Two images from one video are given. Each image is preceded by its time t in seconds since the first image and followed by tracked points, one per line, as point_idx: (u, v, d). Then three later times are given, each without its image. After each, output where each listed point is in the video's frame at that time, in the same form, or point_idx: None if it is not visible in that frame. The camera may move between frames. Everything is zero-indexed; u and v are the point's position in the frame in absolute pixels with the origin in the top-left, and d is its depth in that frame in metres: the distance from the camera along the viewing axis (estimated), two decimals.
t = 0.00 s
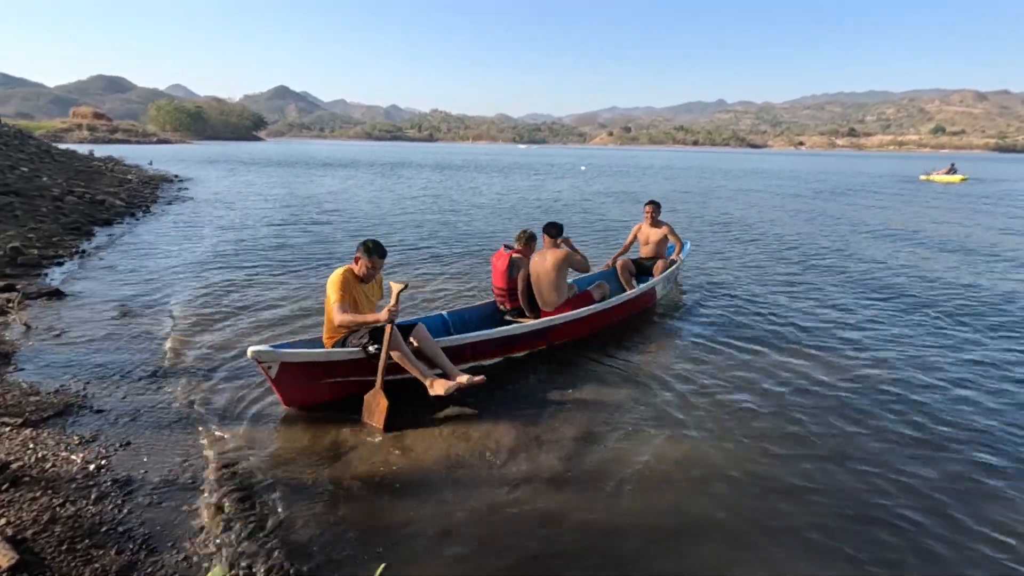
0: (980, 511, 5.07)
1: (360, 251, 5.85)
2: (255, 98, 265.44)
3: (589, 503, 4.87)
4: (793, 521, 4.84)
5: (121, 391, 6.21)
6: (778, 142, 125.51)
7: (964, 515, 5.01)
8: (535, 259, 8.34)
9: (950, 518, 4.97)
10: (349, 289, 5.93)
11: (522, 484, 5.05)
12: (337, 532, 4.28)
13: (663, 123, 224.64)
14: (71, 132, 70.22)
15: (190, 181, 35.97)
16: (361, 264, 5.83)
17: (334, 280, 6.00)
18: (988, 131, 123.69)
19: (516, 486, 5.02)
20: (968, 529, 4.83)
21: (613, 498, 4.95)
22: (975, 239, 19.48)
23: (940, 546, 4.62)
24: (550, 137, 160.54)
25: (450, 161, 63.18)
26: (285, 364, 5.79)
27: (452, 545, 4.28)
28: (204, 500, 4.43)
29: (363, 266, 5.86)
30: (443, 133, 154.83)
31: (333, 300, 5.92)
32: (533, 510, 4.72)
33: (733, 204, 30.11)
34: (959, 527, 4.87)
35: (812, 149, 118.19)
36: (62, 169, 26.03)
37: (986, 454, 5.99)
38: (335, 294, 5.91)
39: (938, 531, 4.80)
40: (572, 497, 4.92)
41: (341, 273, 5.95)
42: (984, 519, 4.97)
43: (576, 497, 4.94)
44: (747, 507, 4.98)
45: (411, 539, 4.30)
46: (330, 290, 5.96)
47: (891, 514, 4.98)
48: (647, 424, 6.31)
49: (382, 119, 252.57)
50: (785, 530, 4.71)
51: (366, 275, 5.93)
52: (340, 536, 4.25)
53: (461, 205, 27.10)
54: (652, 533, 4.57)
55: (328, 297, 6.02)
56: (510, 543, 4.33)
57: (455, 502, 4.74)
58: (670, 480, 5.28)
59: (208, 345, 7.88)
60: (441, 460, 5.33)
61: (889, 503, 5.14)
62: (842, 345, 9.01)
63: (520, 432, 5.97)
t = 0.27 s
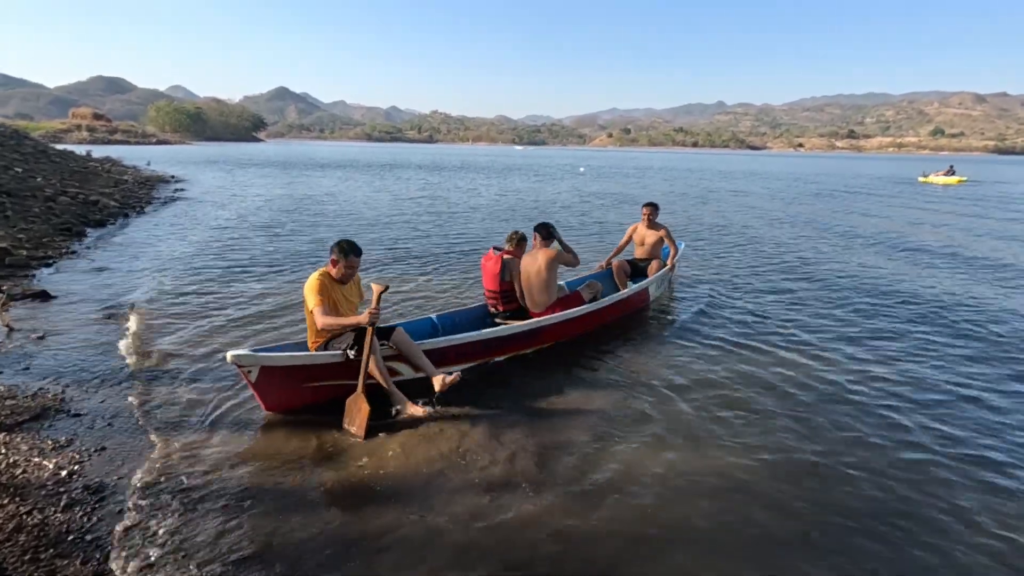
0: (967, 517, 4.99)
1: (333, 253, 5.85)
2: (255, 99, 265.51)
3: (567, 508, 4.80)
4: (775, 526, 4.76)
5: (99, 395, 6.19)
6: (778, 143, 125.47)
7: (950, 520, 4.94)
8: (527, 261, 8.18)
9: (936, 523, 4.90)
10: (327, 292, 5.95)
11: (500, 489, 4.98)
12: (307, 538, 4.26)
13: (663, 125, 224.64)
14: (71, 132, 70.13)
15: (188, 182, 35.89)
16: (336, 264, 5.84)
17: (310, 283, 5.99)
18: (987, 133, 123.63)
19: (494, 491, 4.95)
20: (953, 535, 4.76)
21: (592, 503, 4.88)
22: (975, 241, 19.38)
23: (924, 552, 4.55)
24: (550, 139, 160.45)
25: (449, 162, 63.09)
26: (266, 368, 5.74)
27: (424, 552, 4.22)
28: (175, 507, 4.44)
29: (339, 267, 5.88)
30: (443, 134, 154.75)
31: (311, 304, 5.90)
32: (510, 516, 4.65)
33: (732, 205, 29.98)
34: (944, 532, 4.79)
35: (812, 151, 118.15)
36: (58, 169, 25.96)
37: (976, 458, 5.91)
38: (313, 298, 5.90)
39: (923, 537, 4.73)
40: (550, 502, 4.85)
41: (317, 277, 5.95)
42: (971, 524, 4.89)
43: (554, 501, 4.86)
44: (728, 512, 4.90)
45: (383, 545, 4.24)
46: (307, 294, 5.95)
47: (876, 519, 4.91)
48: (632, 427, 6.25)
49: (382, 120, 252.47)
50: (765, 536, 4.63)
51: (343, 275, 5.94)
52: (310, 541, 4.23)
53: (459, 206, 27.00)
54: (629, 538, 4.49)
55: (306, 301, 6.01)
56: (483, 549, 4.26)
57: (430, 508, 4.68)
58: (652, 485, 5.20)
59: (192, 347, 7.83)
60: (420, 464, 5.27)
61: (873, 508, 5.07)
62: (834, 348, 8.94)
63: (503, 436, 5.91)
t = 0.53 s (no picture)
0: (960, 518, 4.98)
1: (308, 257, 5.86)
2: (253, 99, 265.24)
3: (557, 510, 4.78)
4: (766, 528, 4.73)
5: (89, 395, 6.16)
6: (777, 144, 125.61)
7: (944, 522, 4.92)
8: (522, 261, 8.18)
9: (930, 525, 4.88)
10: (310, 296, 5.96)
11: (491, 490, 4.96)
12: (294, 539, 4.24)
13: (662, 126, 224.81)
14: (69, 132, 69.94)
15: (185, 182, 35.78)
16: (314, 267, 5.85)
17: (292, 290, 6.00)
18: (985, 135, 123.80)
19: (484, 493, 4.93)
20: (946, 536, 4.74)
21: (582, 505, 4.86)
22: (971, 243, 19.39)
23: (917, 553, 4.54)
24: (548, 140, 160.50)
25: (448, 163, 63.06)
26: (257, 370, 5.71)
27: (412, 552, 4.20)
28: (161, 508, 4.41)
29: (318, 269, 5.88)
30: (442, 135, 154.76)
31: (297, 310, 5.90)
32: (499, 518, 4.63)
33: (729, 206, 30.01)
34: (937, 533, 4.77)
35: (810, 152, 118.36)
36: (53, 169, 25.86)
37: (970, 460, 5.90)
38: (297, 303, 5.90)
39: (916, 539, 4.71)
40: (540, 504, 4.83)
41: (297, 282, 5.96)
42: (964, 525, 4.88)
43: (545, 503, 4.84)
44: (719, 514, 4.87)
45: (371, 546, 4.23)
46: (291, 300, 5.95)
47: (868, 520, 4.90)
48: (625, 428, 6.23)
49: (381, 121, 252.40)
50: (756, 538, 4.61)
51: (323, 277, 5.95)
52: (297, 543, 4.21)
53: (456, 206, 26.97)
54: (617, 540, 4.47)
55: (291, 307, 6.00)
56: (471, 551, 4.24)
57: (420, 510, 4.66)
58: (642, 487, 5.18)
59: (184, 347, 7.80)
60: (411, 465, 5.26)
61: (866, 509, 5.05)
62: (829, 349, 8.92)
63: (495, 437, 5.89)
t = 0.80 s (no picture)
0: (953, 520, 5.02)
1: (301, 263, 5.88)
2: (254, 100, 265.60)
3: (550, 510, 4.82)
4: (758, 532, 4.76)
5: (88, 395, 6.20)
6: (777, 146, 125.76)
7: (937, 523, 4.96)
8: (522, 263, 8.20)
9: (923, 527, 4.91)
10: (306, 301, 6.00)
11: (486, 490, 5.00)
12: (291, 537, 4.28)
13: (662, 127, 224.94)
14: (71, 133, 70.02)
15: (185, 182, 35.80)
16: (308, 273, 5.90)
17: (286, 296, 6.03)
18: (984, 137, 123.96)
19: (480, 493, 4.97)
20: (939, 538, 4.78)
21: (576, 506, 4.90)
22: (969, 245, 19.43)
23: (909, 555, 4.57)
24: (548, 141, 160.54)
25: (448, 164, 63.14)
26: (257, 370, 5.78)
27: (406, 551, 4.24)
28: (160, 506, 4.45)
29: (312, 274, 5.94)
30: (443, 136, 154.89)
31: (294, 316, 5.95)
32: (493, 518, 4.67)
33: (729, 208, 30.05)
34: (930, 536, 4.81)
35: (810, 153, 118.65)
36: (54, 169, 25.90)
37: (964, 462, 5.94)
38: (294, 309, 5.95)
39: (910, 540, 4.75)
40: (534, 505, 4.87)
41: (291, 289, 5.99)
42: (956, 528, 4.92)
43: (539, 504, 4.88)
44: (712, 517, 4.90)
45: (366, 545, 4.27)
46: (287, 307, 5.99)
47: (862, 522, 4.94)
48: (621, 429, 6.27)
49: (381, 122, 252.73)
50: (747, 541, 4.64)
51: (317, 281, 6.01)
52: (294, 540, 4.24)
53: (456, 207, 27.00)
54: (608, 539, 4.52)
55: (287, 313, 6.05)
56: (464, 551, 4.28)
57: (415, 509, 4.70)
58: (636, 488, 5.22)
59: (184, 348, 7.85)
60: (408, 466, 5.29)
61: (860, 511, 5.09)
62: (826, 350, 8.96)
63: (490, 438, 5.92)
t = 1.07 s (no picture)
0: (954, 522, 5.02)
1: (296, 267, 5.92)
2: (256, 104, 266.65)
3: (549, 511, 4.82)
4: (756, 534, 4.74)
5: (91, 395, 6.22)
6: (778, 151, 126.00)
7: (938, 525, 4.96)
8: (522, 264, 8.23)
9: (924, 529, 4.91)
10: (307, 304, 6.02)
11: (486, 490, 5.01)
12: (292, 536, 4.28)
13: (664, 132, 225.36)
14: (74, 137, 70.34)
15: (187, 185, 35.93)
16: (305, 276, 5.95)
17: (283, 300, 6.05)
18: (986, 142, 123.98)
19: (479, 493, 4.98)
20: (941, 541, 4.78)
21: (575, 506, 4.90)
22: (971, 250, 19.44)
23: (911, 557, 4.58)
24: (550, 145, 160.90)
25: (450, 168, 63.26)
26: (259, 368, 5.81)
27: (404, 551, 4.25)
28: (162, 505, 4.46)
29: (309, 277, 5.99)
30: (444, 140, 155.25)
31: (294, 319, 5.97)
32: (492, 518, 4.68)
33: (730, 212, 30.11)
34: (932, 538, 4.81)
35: (811, 158, 118.84)
36: (57, 172, 25.99)
37: (966, 465, 5.93)
38: (293, 313, 5.98)
39: (912, 543, 4.75)
40: (533, 505, 4.88)
41: (289, 293, 6.01)
42: (958, 530, 4.92)
43: (537, 505, 4.89)
44: (711, 518, 4.89)
45: (365, 543, 4.28)
46: (287, 311, 6.01)
47: (862, 524, 4.94)
48: (622, 430, 6.27)
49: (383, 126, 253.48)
50: (745, 543, 4.62)
51: (314, 284, 6.06)
52: (294, 539, 4.25)
53: (458, 211, 27.09)
54: (607, 539, 4.53)
55: (286, 318, 6.08)
56: (462, 550, 4.29)
57: (414, 509, 4.71)
58: (636, 490, 5.20)
59: (186, 349, 7.88)
60: (407, 467, 5.30)
61: (862, 513, 5.09)
62: (828, 354, 8.96)
63: (491, 439, 5.92)
